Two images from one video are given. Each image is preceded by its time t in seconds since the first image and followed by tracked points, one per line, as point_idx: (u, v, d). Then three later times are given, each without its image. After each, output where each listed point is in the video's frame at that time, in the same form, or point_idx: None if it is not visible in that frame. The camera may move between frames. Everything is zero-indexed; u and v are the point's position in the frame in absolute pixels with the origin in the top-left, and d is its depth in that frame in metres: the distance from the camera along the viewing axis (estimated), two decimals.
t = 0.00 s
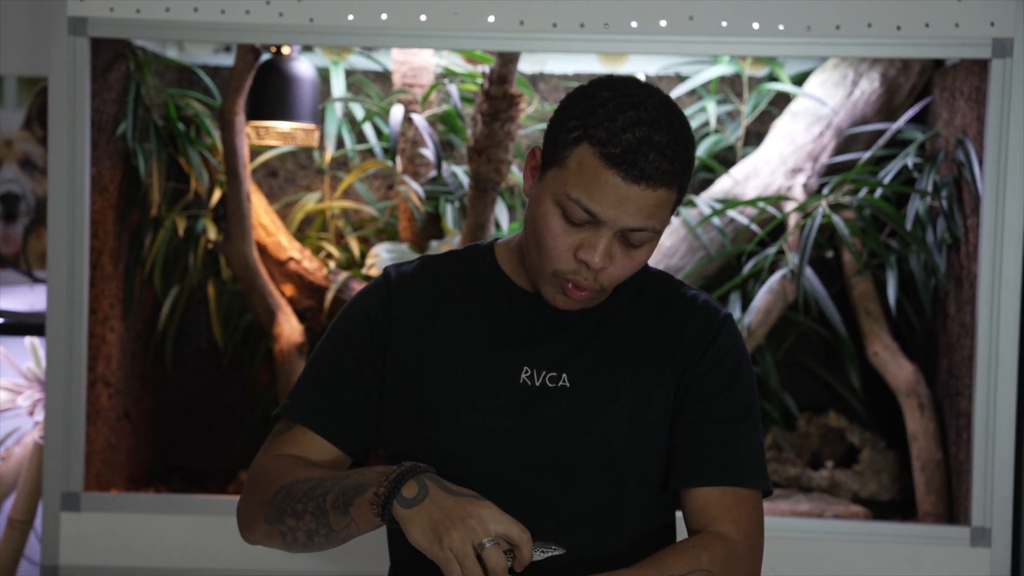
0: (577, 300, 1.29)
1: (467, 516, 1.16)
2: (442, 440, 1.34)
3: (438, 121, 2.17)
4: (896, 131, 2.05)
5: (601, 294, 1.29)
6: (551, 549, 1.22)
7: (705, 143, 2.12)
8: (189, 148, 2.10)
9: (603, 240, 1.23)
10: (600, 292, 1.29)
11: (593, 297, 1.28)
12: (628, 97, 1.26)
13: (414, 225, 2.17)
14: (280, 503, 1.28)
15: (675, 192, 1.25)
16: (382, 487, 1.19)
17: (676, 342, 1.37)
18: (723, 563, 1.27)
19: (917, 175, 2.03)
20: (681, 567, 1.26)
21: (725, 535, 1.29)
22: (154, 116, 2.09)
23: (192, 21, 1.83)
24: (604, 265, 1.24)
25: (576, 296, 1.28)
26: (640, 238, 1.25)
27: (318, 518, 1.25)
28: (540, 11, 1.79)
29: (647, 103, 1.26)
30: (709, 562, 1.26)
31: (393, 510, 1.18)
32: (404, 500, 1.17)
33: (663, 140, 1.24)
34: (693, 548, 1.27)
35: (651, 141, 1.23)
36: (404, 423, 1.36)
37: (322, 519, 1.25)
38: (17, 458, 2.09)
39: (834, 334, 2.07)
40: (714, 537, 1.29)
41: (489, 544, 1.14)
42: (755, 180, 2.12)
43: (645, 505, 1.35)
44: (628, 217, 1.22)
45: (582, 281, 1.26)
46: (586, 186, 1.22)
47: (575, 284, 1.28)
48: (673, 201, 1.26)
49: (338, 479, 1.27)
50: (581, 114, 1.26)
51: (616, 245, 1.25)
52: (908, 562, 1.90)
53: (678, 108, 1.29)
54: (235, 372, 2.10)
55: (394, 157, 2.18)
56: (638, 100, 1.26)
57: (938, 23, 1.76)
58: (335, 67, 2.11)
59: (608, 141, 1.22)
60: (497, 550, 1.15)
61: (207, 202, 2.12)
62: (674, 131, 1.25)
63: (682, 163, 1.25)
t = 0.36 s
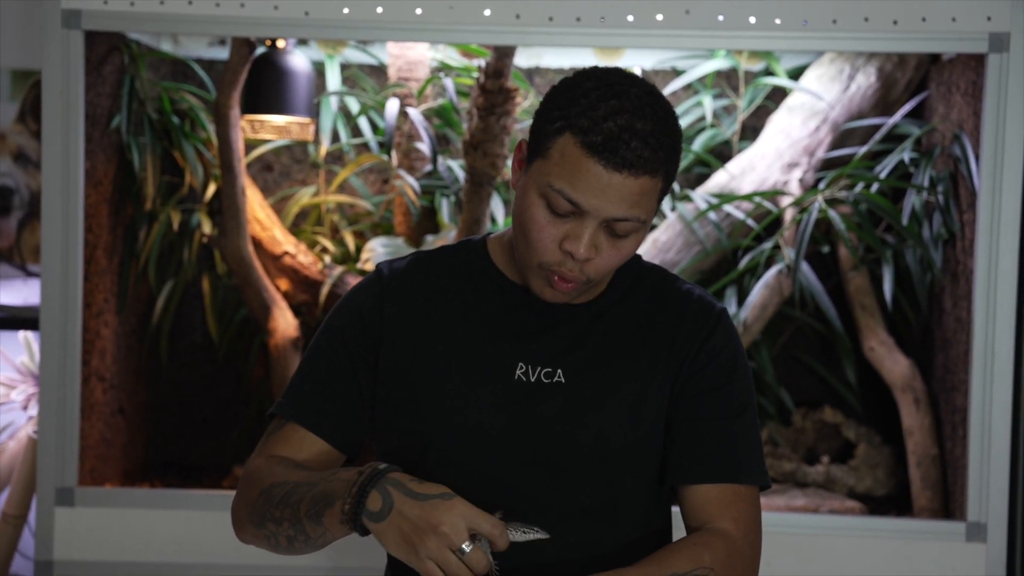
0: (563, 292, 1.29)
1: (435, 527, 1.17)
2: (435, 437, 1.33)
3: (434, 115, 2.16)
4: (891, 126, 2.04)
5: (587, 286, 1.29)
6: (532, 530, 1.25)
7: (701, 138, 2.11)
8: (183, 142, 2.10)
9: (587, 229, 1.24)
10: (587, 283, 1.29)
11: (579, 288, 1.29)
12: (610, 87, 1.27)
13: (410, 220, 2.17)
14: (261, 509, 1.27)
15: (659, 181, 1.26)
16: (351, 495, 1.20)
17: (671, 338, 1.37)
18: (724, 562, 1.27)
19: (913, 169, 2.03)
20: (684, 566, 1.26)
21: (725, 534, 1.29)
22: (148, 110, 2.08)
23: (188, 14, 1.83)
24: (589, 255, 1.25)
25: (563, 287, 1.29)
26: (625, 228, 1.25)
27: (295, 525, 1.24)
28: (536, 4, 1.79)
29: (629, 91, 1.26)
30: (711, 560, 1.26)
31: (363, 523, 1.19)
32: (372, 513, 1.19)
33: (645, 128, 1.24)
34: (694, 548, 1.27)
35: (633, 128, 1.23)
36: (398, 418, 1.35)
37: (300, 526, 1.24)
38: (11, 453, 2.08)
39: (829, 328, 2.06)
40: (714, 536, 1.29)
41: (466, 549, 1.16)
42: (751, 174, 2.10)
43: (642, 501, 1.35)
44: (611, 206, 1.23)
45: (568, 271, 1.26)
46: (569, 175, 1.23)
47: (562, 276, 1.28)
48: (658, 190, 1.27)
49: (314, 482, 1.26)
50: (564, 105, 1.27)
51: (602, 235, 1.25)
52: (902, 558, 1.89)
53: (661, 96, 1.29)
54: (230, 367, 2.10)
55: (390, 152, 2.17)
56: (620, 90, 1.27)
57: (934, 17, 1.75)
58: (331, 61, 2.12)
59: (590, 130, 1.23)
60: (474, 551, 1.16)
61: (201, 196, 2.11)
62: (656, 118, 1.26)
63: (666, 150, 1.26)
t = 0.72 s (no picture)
0: (547, 275, 1.29)
1: (420, 538, 1.15)
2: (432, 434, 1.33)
3: (431, 110, 2.15)
4: (890, 121, 2.03)
5: (570, 270, 1.29)
6: (518, 454, 1.24)
7: (697, 134, 2.10)
8: (179, 137, 2.09)
9: (567, 206, 1.25)
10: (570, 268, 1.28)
11: (562, 272, 1.29)
12: (586, 70, 1.31)
13: (405, 216, 2.16)
14: (281, 546, 1.29)
15: (636, 158, 1.28)
16: (345, 548, 1.20)
17: (666, 335, 1.37)
18: (734, 559, 1.30)
19: (910, 165, 2.03)
20: (700, 558, 1.29)
21: (731, 532, 1.32)
22: (144, 104, 2.08)
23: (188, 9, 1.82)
24: (570, 233, 1.25)
25: (546, 271, 1.28)
26: (604, 205, 1.26)
27: (311, 564, 1.25)
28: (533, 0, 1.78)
29: (604, 73, 1.30)
30: (722, 558, 1.30)
31: (376, 565, 1.20)
32: (377, 559, 1.19)
33: (620, 105, 1.27)
34: (707, 542, 1.30)
35: (608, 104, 1.27)
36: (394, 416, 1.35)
37: (315, 566, 1.25)
38: (7, 449, 2.07)
39: (827, 325, 2.06)
40: (723, 532, 1.32)
41: (461, 524, 1.15)
42: (748, 170, 2.10)
43: (639, 501, 1.35)
44: (589, 180, 1.25)
45: (550, 251, 1.26)
46: (546, 152, 1.24)
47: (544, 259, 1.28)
48: (636, 169, 1.29)
49: (319, 522, 1.26)
50: (540, 89, 1.30)
51: (581, 213, 1.26)
52: (897, 554, 1.89)
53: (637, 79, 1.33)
54: (225, 363, 2.09)
55: (386, 147, 2.15)
56: (594, 73, 1.31)
57: (932, 13, 1.75)
58: (326, 56, 2.09)
59: (565, 106, 1.26)
60: (470, 519, 1.15)
61: (197, 192, 2.11)
62: (631, 97, 1.29)
63: (642, 128, 1.29)
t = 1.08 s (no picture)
0: (529, 261, 1.11)
1: (425, 508, 0.98)
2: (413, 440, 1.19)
3: (431, 109, 2.20)
4: (889, 120, 2.05)
5: (552, 248, 1.11)
6: (512, 406, 1.02)
7: (696, 133, 2.14)
8: (179, 136, 2.16)
9: (535, 181, 1.07)
10: (550, 243, 1.11)
11: (543, 253, 1.11)
12: (539, 47, 1.13)
13: (405, 214, 2.20)
14: (315, 560, 1.13)
15: (602, 122, 1.10)
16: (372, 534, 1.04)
17: (661, 328, 1.19)
18: (740, 548, 1.13)
19: (909, 164, 2.03)
20: (709, 542, 1.11)
21: (735, 520, 1.16)
22: (143, 103, 2.11)
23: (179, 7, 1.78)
24: (544, 209, 1.07)
25: (527, 256, 1.11)
26: (574, 174, 1.08)
27: (350, 563, 1.09)
28: None
29: (556, 47, 1.12)
30: (730, 544, 1.13)
31: (410, 540, 1.04)
32: (403, 533, 1.03)
33: (577, 72, 1.10)
34: (714, 527, 1.13)
35: (561, 75, 1.08)
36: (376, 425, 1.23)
37: (356, 564, 1.09)
38: (5, 448, 2.07)
39: (825, 322, 2.08)
40: (727, 519, 1.15)
41: (461, 485, 0.96)
42: (747, 169, 2.12)
43: (638, 504, 1.19)
44: (553, 150, 1.07)
45: (525, 234, 1.10)
46: (504, 129, 1.07)
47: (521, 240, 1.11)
48: (605, 133, 1.10)
49: (342, 517, 1.10)
50: (496, 75, 1.13)
51: (552, 187, 1.08)
52: (900, 552, 1.82)
53: (595, 48, 1.15)
54: (225, 360, 2.16)
55: (385, 145, 2.21)
56: (548, 48, 1.13)
57: (933, 12, 1.68)
58: (325, 56, 2.12)
59: (516, 82, 1.08)
60: (469, 479, 0.96)
61: (196, 190, 2.20)
62: (588, 65, 1.11)
63: (603, 92, 1.10)
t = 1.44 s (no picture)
0: (515, 264, 1.12)
1: (418, 496, 1.00)
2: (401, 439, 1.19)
3: (426, 107, 2.17)
4: (885, 118, 2.05)
5: (537, 249, 1.11)
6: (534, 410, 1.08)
7: (692, 131, 2.15)
8: (174, 134, 2.14)
9: (509, 187, 1.08)
10: (535, 244, 1.11)
11: (528, 254, 1.11)
12: (500, 50, 1.12)
13: (402, 212, 2.18)
14: (303, 556, 1.13)
15: (570, 119, 1.09)
16: (357, 519, 1.06)
17: (653, 322, 1.19)
18: (746, 536, 1.12)
19: (906, 162, 2.02)
20: (711, 531, 1.11)
21: (739, 507, 1.14)
22: (139, 102, 2.10)
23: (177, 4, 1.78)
24: (522, 213, 1.08)
25: (513, 259, 1.12)
26: (548, 174, 1.08)
27: (336, 556, 1.09)
28: None
29: (516, 47, 1.11)
30: (734, 533, 1.12)
31: (392, 531, 1.05)
32: (387, 520, 1.04)
33: (538, 72, 1.08)
34: (717, 515, 1.12)
35: (522, 78, 1.07)
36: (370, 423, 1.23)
37: (342, 558, 1.09)
38: None
39: (822, 320, 2.10)
40: (731, 507, 1.14)
41: (460, 480, 0.99)
42: (744, 167, 2.12)
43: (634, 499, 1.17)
44: (522, 155, 1.06)
45: (508, 238, 1.10)
46: (473, 140, 1.08)
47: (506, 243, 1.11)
48: (575, 129, 1.09)
49: (331, 508, 1.11)
50: (461, 82, 1.12)
51: (529, 190, 1.09)
52: (895, 551, 1.82)
53: (558, 39, 1.13)
54: (222, 359, 2.13)
55: (382, 143, 2.21)
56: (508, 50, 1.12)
57: (929, 10, 1.69)
58: (323, 53, 2.13)
59: (478, 91, 1.08)
60: (469, 475, 0.99)
61: (191, 188, 2.16)
62: (550, 61, 1.10)
63: (568, 88, 1.09)
